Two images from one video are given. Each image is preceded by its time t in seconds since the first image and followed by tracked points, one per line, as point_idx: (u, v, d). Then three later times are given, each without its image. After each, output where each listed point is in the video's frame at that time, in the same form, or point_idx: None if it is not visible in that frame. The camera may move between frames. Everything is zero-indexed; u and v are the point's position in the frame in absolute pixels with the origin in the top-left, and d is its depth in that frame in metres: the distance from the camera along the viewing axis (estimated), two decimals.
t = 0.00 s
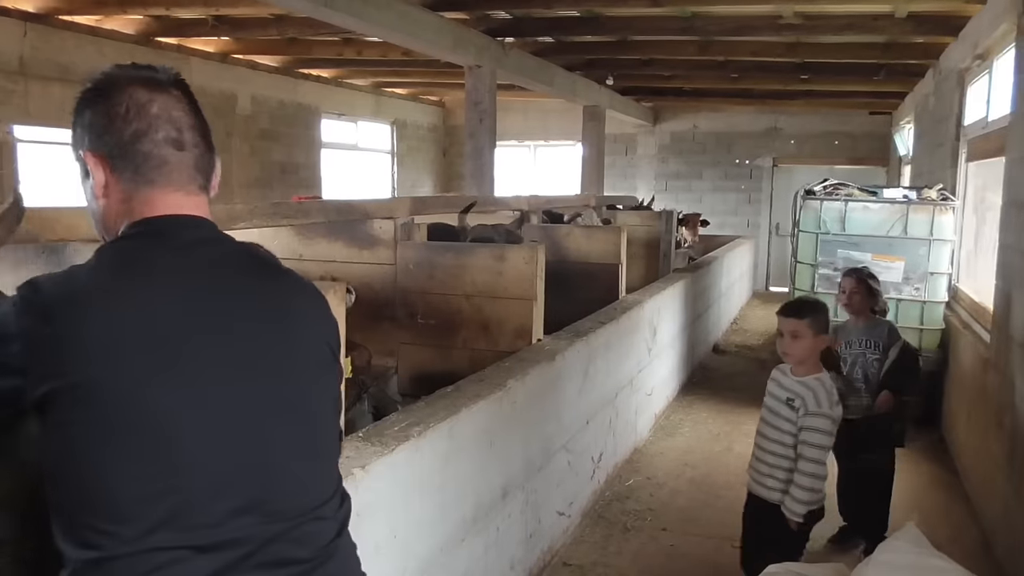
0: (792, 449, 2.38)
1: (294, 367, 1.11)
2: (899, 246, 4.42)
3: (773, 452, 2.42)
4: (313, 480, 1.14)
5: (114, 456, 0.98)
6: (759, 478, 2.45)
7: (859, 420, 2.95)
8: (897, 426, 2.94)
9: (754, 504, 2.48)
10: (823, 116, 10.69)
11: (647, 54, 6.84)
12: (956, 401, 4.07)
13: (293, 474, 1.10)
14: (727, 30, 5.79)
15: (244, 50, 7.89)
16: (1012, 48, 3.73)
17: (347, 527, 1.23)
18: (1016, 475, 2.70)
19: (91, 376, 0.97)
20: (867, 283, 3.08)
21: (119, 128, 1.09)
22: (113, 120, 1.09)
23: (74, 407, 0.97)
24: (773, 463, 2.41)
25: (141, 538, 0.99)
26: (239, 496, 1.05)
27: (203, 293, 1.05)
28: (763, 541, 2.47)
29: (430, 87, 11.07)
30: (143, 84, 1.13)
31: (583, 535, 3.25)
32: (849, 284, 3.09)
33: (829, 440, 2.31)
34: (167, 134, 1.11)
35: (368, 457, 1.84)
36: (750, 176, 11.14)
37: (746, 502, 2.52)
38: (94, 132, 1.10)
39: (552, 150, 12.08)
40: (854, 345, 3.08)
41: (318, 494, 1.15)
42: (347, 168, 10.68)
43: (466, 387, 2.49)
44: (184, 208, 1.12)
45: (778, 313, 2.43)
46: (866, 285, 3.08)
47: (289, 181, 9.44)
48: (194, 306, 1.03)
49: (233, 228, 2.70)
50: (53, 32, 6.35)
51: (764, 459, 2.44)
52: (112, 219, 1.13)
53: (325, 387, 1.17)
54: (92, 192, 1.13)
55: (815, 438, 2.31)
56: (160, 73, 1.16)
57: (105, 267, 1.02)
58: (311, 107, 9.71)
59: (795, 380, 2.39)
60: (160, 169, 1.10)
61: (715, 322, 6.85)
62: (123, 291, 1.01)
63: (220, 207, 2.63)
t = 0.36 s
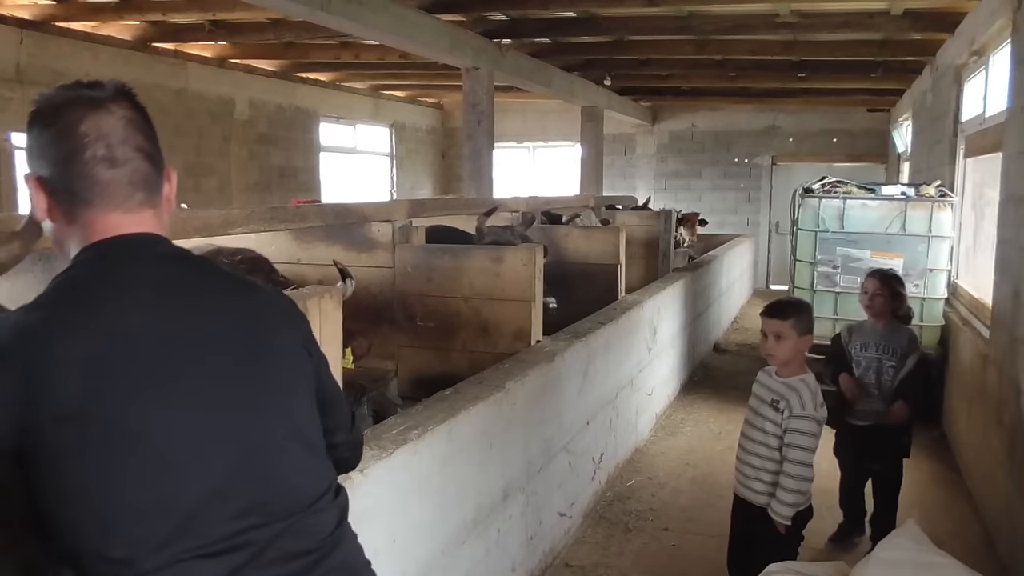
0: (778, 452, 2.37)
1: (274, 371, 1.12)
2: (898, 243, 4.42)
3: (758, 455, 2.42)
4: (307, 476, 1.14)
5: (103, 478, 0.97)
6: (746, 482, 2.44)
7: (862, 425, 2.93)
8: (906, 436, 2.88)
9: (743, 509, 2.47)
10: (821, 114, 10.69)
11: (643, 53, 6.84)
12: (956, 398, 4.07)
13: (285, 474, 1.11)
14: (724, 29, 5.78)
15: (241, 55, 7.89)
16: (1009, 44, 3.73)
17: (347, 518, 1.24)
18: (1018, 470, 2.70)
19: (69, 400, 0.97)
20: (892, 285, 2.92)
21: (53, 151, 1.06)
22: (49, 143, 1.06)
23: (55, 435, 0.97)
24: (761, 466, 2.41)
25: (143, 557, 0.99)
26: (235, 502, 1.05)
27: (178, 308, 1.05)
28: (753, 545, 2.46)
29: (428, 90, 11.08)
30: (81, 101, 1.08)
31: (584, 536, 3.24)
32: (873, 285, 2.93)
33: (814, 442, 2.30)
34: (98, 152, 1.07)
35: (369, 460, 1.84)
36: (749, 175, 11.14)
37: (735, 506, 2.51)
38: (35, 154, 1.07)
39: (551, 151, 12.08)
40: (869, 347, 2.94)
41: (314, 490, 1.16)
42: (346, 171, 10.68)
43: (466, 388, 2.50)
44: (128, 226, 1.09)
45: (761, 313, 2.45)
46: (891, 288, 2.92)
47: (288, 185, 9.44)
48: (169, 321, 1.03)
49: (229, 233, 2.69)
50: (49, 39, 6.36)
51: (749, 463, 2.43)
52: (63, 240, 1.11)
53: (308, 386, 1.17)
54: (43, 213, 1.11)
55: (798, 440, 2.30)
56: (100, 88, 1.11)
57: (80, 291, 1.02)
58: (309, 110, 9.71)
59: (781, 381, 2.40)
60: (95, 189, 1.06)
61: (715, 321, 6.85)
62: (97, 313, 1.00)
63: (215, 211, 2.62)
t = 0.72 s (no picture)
0: (774, 449, 2.36)
1: (337, 373, 1.15)
2: (897, 245, 4.42)
3: (753, 453, 2.40)
4: (367, 475, 1.17)
5: (184, 472, 0.99)
6: (741, 481, 2.43)
7: (873, 429, 2.81)
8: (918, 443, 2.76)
9: (739, 508, 2.45)
10: (821, 115, 10.68)
11: (642, 54, 6.83)
12: (955, 399, 4.06)
13: (347, 470, 1.13)
14: (722, 30, 5.77)
15: (240, 56, 7.89)
16: (1007, 44, 3.72)
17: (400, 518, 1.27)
18: (1017, 472, 2.69)
19: (156, 397, 0.99)
20: (912, 290, 2.79)
21: (153, 162, 1.08)
22: (148, 155, 1.08)
23: (140, 430, 0.99)
24: (756, 465, 2.39)
25: (221, 551, 1.01)
26: (302, 496, 1.07)
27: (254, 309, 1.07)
28: (750, 543, 2.44)
29: (428, 91, 11.08)
30: (177, 114, 1.10)
31: (583, 537, 3.24)
32: (891, 289, 2.80)
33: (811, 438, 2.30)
34: (191, 166, 1.09)
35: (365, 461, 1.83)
36: (749, 176, 11.13)
37: (730, 505, 2.49)
38: (136, 166, 1.09)
39: (550, 152, 12.08)
40: (885, 353, 2.84)
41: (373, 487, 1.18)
42: (345, 173, 10.69)
43: (465, 389, 2.50)
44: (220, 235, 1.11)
45: (754, 311, 2.45)
46: (910, 292, 2.80)
47: (287, 187, 9.44)
48: (248, 323, 1.06)
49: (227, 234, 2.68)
50: (48, 41, 6.36)
51: (745, 462, 2.42)
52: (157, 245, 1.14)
53: (367, 387, 1.20)
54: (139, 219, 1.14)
55: (796, 437, 2.29)
56: (193, 101, 1.12)
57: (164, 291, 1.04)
58: (308, 112, 9.71)
59: (777, 379, 2.39)
60: (188, 203, 1.09)
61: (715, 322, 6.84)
62: (181, 313, 1.02)
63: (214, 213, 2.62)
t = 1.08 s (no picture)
0: (773, 447, 2.36)
1: (496, 351, 1.31)
2: (896, 245, 4.42)
3: (752, 451, 2.40)
4: (513, 436, 1.34)
5: (375, 408, 1.19)
6: (741, 479, 2.42)
7: (874, 434, 2.75)
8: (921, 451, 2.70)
9: (739, 507, 2.45)
10: (819, 115, 10.68)
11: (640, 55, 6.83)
12: (955, 399, 4.06)
13: (497, 429, 1.30)
14: (720, 31, 5.77)
15: (238, 58, 7.88)
16: (1006, 44, 3.71)
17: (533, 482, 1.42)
18: (1017, 473, 2.68)
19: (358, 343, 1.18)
20: (905, 292, 2.80)
21: (375, 146, 1.32)
22: (373, 141, 1.33)
23: (346, 373, 1.19)
24: (756, 463, 2.38)
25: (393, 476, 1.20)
26: (457, 451, 1.25)
27: (440, 289, 1.25)
28: (752, 543, 2.44)
29: (427, 92, 11.08)
30: (402, 118, 1.34)
31: (583, 539, 3.23)
32: (882, 293, 2.80)
33: (809, 434, 2.29)
34: (409, 158, 1.32)
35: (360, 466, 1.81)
36: (747, 177, 11.13)
37: (732, 505, 2.49)
38: (363, 150, 1.34)
39: (549, 153, 12.07)
40: (883, 358, 2.82)
41: (513, 453, 1.34)
42: (344, 174, 10.68)
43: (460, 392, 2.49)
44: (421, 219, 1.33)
45: (753, 311, 2.44)
46: (902, 296, 2.80)
47: (286, 188, 9.43)
48: (433, 289, 1.25)
49: (224, 236, 2.68)
50: (45, 43, 6.35)
51: (744, 460, 2.42)
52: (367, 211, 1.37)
53: (522, 360, 1.37)
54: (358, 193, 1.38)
55: (794, 434, 2.29)
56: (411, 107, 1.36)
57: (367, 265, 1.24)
58: (306, 114, 9.71)
59: (774, 376, 2.38)
60: (405, 186, 1.32)
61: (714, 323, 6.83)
62: (381, 285, 1.21)
63: (212, 215, 2.62)
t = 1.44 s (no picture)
0: (773, 442, 2.36)
1: (543, 333, 1.39)
2: (896, 243, 4.41)
3: (752, 447, 2.40)
4: (562, 409, 1.44)
5: (447, 395, 1.29)
6: (741, 475, 2.42)
7: (867, 439, 2.71)
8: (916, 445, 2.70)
9: (739, 502, 2.45)
10: (818, 114, 10.69)
11: (639, 53, 6.83)
12: (954, 397, 4.06)
13: (550, 404, 1.40)
14: (719, 29, 5.77)
15: (236, 57, 7.87)
16: (1006, 41, 3.71)
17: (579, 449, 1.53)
18: (1017, 472, 2.68)
19: (425, 339, 1.27)
20: (874, 287, 2.76)
21: (403, 165, 1.39)
22: (400, 159, 1.40)
23: (417, 367, 1.27)
24: (757, 458, 2.38)
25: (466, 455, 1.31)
26: (518, 427, 1.35)
27: (490, 280, 1.34)
28: (753, 539, 2.44)
29: (425, 91, 11.08)
30: (427, 137, 1.41)
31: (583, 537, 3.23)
32: (851, 293, 2.75)
33: (809, 428, 2.30)
34: (434, 177, 1.38)
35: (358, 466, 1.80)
36: (746, 175, 11.13)
37: (733, 501, 2.49)
38: (389, 167, 1.42)
39: (547, 151, 12.07)
40: (864, 359, 2.76)
41: (565, 423, 1.45)
42: (342, 173, 10.67)
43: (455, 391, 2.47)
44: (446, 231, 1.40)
45: (751, 308, 2.46)
46: (871, 290, 2.76)
47: (284, 187, 9.43)
48: (485, 284, 1.33)
49: (224, 234, 2.67)
50: (43, 41, 6.34)
51: (743, 455, 2.42)
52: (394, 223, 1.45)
53: (561, 339, 1.46)
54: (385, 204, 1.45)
55: (795, 429, 2.29)
56: (429, 130, 1.43)
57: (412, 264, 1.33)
58: (305, 112, 9.70)
59: (776, 372, 2.38)
60: (431, 204, 1.38)
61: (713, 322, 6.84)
62: (442, 280, 1.30)
63: (212, 214, 2.62)
